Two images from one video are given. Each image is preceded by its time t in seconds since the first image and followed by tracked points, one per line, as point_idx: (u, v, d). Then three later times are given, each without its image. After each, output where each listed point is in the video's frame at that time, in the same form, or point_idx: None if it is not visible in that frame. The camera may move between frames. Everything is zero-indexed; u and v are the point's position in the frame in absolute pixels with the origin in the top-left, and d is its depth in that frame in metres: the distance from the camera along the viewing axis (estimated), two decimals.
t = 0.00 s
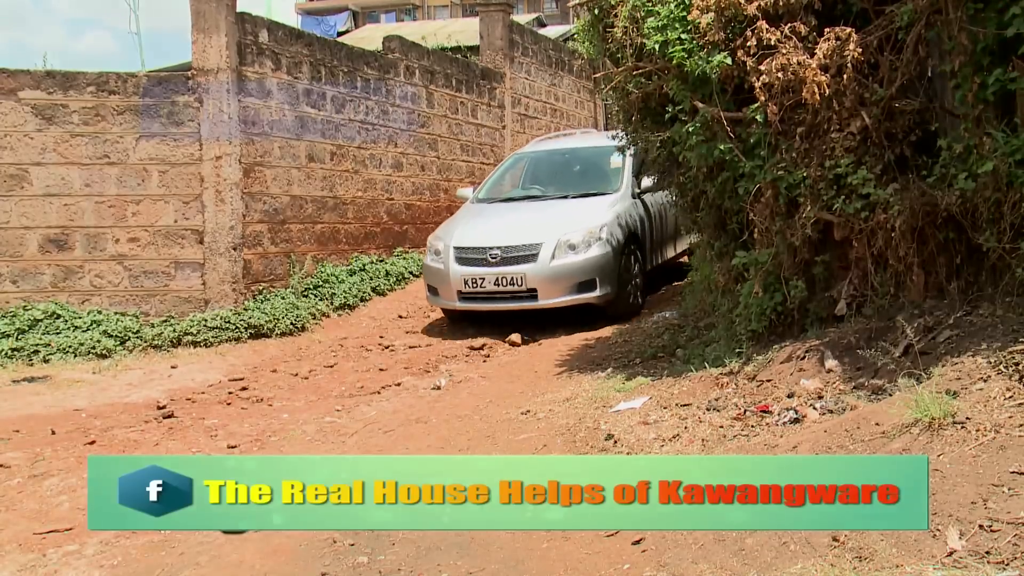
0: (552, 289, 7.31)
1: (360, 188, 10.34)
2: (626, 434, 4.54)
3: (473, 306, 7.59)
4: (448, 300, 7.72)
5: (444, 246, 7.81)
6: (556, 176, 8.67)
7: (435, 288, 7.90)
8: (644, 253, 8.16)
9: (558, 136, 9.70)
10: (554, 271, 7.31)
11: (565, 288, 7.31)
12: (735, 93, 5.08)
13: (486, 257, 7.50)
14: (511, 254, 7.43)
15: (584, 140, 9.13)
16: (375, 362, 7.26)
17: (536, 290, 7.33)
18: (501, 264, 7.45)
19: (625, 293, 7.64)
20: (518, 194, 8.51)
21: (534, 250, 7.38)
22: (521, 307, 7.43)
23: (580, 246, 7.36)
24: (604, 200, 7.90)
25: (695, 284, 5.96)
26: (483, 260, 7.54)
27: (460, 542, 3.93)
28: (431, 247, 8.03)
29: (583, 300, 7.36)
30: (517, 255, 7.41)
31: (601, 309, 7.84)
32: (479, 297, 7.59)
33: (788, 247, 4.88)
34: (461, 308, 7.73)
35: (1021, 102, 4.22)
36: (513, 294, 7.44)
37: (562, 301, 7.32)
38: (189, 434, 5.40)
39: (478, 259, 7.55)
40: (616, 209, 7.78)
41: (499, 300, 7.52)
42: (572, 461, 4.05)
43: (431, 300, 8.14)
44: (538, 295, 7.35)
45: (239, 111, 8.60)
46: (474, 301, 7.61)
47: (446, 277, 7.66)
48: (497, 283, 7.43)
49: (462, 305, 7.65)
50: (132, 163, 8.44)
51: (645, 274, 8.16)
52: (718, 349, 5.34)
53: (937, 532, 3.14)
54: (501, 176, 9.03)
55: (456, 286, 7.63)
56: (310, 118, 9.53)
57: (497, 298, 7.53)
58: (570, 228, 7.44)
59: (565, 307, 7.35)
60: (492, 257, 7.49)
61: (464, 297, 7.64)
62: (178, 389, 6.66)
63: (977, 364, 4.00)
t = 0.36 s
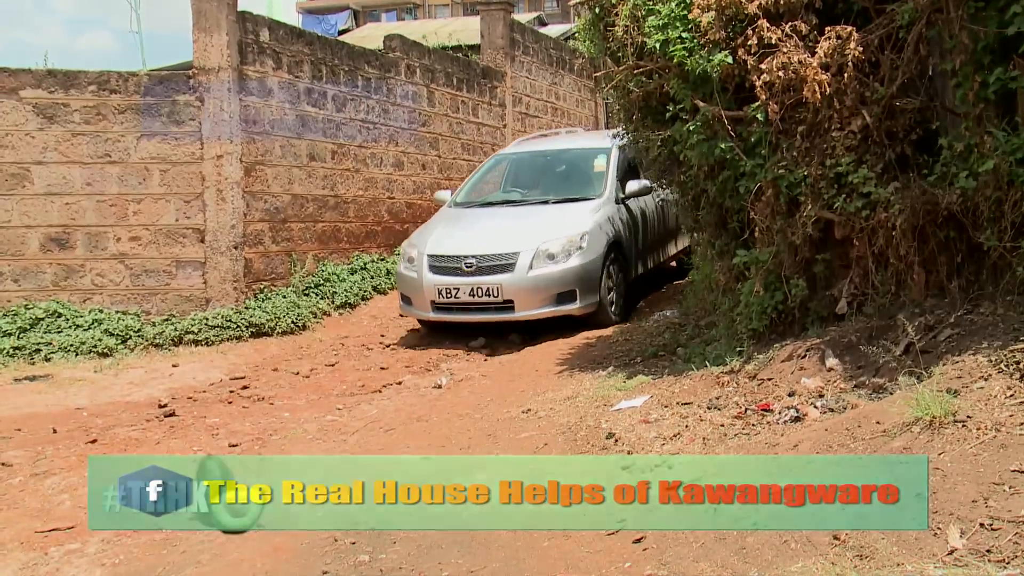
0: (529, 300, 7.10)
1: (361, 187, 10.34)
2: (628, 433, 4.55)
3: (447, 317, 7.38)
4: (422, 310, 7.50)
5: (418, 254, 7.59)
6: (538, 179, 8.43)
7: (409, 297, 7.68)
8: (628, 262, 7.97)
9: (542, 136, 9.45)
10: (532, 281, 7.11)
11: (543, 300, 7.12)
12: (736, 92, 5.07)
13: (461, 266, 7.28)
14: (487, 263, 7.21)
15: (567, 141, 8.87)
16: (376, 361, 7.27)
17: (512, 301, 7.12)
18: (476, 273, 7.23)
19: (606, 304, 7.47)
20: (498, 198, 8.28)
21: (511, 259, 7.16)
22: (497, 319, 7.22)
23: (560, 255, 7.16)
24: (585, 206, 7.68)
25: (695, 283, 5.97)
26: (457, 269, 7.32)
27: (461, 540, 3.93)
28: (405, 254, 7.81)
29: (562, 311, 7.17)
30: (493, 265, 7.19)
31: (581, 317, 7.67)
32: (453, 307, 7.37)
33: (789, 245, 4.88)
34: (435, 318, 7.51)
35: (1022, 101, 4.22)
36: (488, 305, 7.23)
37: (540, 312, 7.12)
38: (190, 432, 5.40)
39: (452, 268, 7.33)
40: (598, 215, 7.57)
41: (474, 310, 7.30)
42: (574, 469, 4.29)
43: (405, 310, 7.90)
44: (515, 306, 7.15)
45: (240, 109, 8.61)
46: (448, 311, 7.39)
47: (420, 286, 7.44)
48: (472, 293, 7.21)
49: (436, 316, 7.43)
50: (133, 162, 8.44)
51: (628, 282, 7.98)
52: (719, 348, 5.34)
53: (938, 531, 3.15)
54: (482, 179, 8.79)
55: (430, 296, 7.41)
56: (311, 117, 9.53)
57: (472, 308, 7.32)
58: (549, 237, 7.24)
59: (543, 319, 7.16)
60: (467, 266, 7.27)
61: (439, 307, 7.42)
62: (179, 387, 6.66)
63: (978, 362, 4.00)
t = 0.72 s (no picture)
0: (514, 303, 6.96)
1: (375, 186, 10.49)
2: (635, 425, 4.72)
3: (431, 323, 7.23)
4: (405, 318, 7.35)
5: (400, 260, 7.46)
6: (523, 181, 8.30)
7: (392, 305, 7.54)
8: (616, 263, 7.84)
9: (526, 139, 9.33)
10: (516, 284, 6.96)
11: (528, 303, 6.97)
12: (741, 93, 5.17)
13: (443, 271, 7.15)
14: (469, 267, 7.08)
15: (550, 142, 8.75)
16: (390, 355, 7.40)
17: (497, 305, 6.97)
18: (459, 277, 7.09)
19: (595, 306, 7.34)
20: (482, 202, 8.14)
21: (494, 262, 7.02)
22: (482, 323, 7.07)
23: (544, 256, 7.04)
24: (570, 206, 7.55)
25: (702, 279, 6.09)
26: (439, 274, 7.19)
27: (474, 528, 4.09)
28: (387, 262, 7.69)
29: (549, 313, 7.02)
30: (475, 268, 7.06)
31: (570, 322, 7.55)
32: (437, 313, 7.23)
33: (793, 242, 4.99)
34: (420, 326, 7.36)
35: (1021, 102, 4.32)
36: (472, 310, 7.09)
37: (526, 315, 6.97)
38: (211, 424, 5.54)
39: (434, 274, 7.19)
40: (583, 214, 7.44)
41: (458, 316, 7.16)
42: (581, 465, 4.46)
43: (390, 319, 7.76)
44: (500, 310, 7.00)
45: (258, 112, 8.77)
46: (432, 317, 7.25)
47: (402, 293, 7.30)
48: (455, 298, 7.07)
49: (420, 322, 7.28)
50: (155, 161, 8.57)
51: (617, 281, 7.84)
52: (724, 342, 5.45)
53: (937, 521, 3.31)
54: (466, 184, 8.67)
55: (413, 302, 7.27)
56: (327, 118, 9.67)
57: (456, 314, 7.17)
58: (532, 238, 7.11)
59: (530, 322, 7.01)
60: (449, 270, 7.13)
61: (422, 314, 7.28)
62: (200, 380, 6.80)
63: (977, 357, 4.11)
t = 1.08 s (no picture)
0: (524, 300, 6.92)
1: (404, 177, 10.67)
2: (655, 409, 4.87)
3: (440, 320, 7.19)
4: (415, 315, 7.30)
5: (408, 257, 7.41)
6: (530, 176, 8.29)
7: (400, 303, 7.49)
8: (625, 257, 7.79)
9: (533, 134, 9.31)
10: (526, 280, 6.92)
11: (538, 299, 6.94)
12: (760, 87, 5.30)
13: (452, 268, 7.10)
14: (478, 264, 7.03)
15: (558, 136, 8.73)
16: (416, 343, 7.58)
17: (507, 302, 6.93)
18: (468, 274, 7.04)
19: (606, 301, 7.28)
20: (491, 197, 8.13)
21: (504, 258, 6.97)
22: (492, 320, 7.04)
23: (553, 252, 6.99)
24: (580, 200, 7.52)
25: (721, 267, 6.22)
26: (448, 271, 7.14)
27: (498, 508, 4.23)
28: (395, 259, 7.64)
29: (560, 309, 7.00)
30: (485, 265, 7.00)
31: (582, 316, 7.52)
32: (447, 310, 7.19)
33: (809, 233, 5.11)
34: (429, 323, 7.32)
35: None
36: (482, 306, 7.05)
37: (537, 312, 6.94)
38: (246, 407, 5.73)
39: (443, 270, 7.14)
40: (592, 209, 7.39)
41: (468, 313, 7.12)
42: (603, 448, 4.62)
43: (398, 315, 7.71)
44: (510, 307, 6.96)
45: (290, 106, 8.92)
46: (442, 315, 7.19)
47: (411, 290, 7.25)
48: (465, 295, 7.02)
49: (429, 320, 7.24)
50: (193, 154, 8.77)
51: (627, 276, 7.80)
52: (742, 329, 5.57)
53: (950, 503, 3.42)
54: (474, 180, 8.65)
55: (422, 299, 7.22)
56: (357, 112, 9.82)
57: (466, 311, 7.13)
58: (542, 234, 7.06)
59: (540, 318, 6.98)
60: (458, 267, 7.08)
61: (432, 311, 7.23)
62: (235, 365, 7.00)
63: (989, 343, 4.22)
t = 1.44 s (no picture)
0: (534, 287, 6.84)
1: (428, 169, 10.87)
2: (675, 394, 4.99)
3: (451, 309, 7.13)
4: (425, 304, 7.25)
5: (418, 246, 7.37)
6: (541, 168, 8.27)
7: (411, 292, 7.45)
8: (636, 247, 7.73)
9: (544, 129, 9.29)
10: (537, 267, 6.84)
11: (549, 286, 6.86)
12: (777, 79, 5.38)
13: (463, 256, 7.04)
14: (489, 251, 6.97)
15: (568, 130, 8.73)
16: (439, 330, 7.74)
17: (518, 290, 6.86)
18: (479, 262, 6.98)
19: (617, 289, 7.20)
20: (502, 189, 8.12)
21: (515, 245, 6.91)
22: (504, 308, 6.96)
23: (565, 239, 6.92)
24: (591, 190, 7.49)
25: (740, 256, 6.33)
26: (459, 259, 7.09)
27: (521, 491, 4.36)
28: (406, 249, 7.61)
29: (572, 297, 6.90)
30: (495, 252, 6.95)
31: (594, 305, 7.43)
32: (457, 299, 7.13)
33: (825, 222, 5.20)
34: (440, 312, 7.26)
35: None
36: (493, 295, 6.98)
37: (549, 299, 6.86)
38: (277, 391, 5.90)
39: (453, 259, 7.09)
40: (603, 198, 7.35)
41: (479, 301, 7.05)
42: (624, 432, 4.75)
43: (409, 307, 7.65)
44: (521, 295, 6.89)
45: (320, 100, 9.20)
46: (452, 303, 7.16)
47: (421, 279, 7.20)
48: (476, 282, 6.95)
49: (440, 309, 7.20)
50: (225, 146, 9.12)
51: (638, 267, 7.73)
52: (759, 317, 5.67)
53: (963, 486, 3.52)
54: (484, 172, 8.63)
55: (433, 288, 7.18)
56: (384, 105, 10.03)
57: (477, 299, 7.07)
58: (554, 221, 7.00)
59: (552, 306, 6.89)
60: (469, 255, 7.02)
61: (442, 300, 7.18)
62: (266, 350, 7.19)
63: (1003, 331, 4.31)
